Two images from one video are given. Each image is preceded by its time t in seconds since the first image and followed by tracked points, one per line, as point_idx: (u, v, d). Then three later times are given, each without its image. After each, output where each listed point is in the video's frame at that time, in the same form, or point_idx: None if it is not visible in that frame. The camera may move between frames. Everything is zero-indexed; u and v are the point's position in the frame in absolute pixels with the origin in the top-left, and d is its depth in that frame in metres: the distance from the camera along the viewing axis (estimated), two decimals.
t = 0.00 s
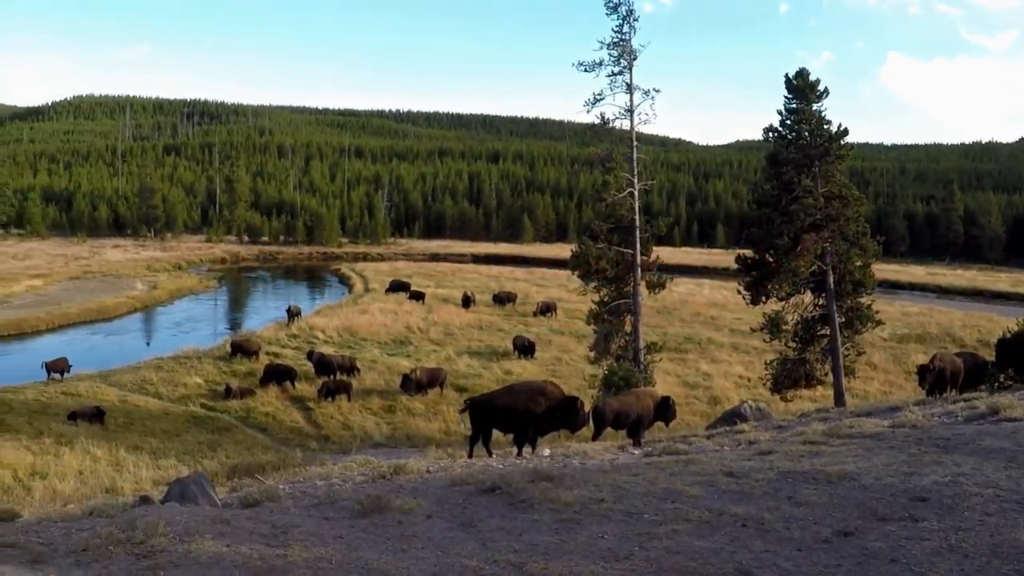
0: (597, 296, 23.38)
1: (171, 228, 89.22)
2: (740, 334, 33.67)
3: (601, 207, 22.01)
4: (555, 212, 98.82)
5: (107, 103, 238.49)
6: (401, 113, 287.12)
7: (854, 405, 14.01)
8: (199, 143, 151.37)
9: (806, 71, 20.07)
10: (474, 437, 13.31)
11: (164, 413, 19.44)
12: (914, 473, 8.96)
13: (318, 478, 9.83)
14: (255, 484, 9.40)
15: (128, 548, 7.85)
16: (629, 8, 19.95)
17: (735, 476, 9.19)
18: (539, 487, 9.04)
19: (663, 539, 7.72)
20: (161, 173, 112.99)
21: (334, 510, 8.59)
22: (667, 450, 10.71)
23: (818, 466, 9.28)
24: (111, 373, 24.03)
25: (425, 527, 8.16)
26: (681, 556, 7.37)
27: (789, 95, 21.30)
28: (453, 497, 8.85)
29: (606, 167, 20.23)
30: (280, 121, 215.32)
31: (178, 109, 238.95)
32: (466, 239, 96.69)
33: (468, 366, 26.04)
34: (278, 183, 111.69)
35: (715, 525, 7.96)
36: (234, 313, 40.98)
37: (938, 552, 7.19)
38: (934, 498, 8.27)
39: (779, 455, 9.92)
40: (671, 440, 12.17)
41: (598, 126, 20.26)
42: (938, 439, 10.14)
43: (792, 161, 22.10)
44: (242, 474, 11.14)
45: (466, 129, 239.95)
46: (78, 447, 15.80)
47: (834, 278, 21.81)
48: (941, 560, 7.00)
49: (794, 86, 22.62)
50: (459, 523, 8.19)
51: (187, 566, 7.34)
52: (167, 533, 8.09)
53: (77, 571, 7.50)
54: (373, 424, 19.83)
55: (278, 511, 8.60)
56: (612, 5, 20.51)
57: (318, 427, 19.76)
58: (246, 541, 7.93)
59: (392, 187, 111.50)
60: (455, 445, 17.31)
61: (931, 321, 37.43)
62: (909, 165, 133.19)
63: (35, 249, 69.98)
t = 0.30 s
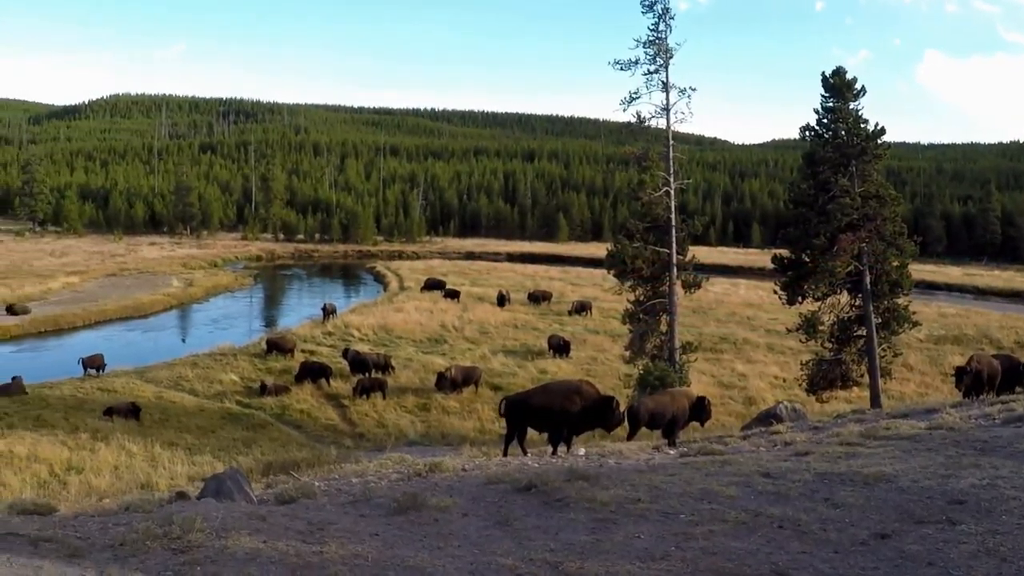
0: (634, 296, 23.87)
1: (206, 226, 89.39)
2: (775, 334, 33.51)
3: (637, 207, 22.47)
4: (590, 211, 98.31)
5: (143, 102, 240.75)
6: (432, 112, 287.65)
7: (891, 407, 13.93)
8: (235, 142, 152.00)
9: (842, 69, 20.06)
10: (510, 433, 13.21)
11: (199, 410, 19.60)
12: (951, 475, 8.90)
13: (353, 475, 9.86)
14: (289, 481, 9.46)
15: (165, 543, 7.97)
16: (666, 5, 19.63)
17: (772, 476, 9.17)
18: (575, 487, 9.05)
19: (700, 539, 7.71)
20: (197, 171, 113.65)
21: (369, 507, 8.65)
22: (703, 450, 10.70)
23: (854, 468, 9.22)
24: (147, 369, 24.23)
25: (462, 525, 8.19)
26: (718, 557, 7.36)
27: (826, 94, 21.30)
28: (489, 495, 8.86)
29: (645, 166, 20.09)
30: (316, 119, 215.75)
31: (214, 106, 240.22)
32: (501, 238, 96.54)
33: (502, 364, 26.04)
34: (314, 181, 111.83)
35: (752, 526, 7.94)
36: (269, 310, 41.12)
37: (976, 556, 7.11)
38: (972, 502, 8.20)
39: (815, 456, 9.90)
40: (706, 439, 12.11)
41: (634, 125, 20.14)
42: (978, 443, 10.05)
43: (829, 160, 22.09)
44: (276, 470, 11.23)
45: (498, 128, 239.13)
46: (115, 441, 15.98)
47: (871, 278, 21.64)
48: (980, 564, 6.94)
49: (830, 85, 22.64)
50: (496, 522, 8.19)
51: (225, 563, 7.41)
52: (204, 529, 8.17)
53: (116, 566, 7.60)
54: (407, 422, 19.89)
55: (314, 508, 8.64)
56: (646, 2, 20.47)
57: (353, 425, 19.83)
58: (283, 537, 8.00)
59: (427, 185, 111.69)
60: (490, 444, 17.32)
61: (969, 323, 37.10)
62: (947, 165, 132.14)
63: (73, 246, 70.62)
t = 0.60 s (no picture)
0: (673, 294, 23.92)
1: (245, 224, 89.64)
2: (815, 334, 33.31)
3: (678, 205, 22.59)
4: (630, 210, 97.60)
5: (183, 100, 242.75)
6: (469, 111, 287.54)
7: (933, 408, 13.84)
8: (276, 140, 152.86)
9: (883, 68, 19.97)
10: (550, 433, 13.24)
11: (238, 407, 19.78)
12: (993, 478, 8.82)
13: (392, 473, 9.90)
14: (329, 478, 9.51)
15: (205, 539, 8.03)
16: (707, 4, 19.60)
17: (812, 477, 9.16)
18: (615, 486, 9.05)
19: (740, 540, 7.70)
20: (237, 169, 114.51)
21: (408, 505, 8.68)
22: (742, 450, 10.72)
23: (894, 470, 9.17)
24: (187, 365, 24.49)
25: (502, 523, 8.20)
26: (758, 558, 7.34)
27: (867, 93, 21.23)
28: (529, 494, 8.86)
29: (685, 165, 20.23)
30: (358, 117, 216.71)
31: (256, 105, 241.01)
32: (541, 236, 96.11)
33: (542, 363, 26.04)
34: (354, 180, 112.14)
35: (792, 527, 7.92)
36: (309, 308, 41.29)
37: (1019, 560, 7.02)
38: (1015, 506, 8.10)
39: (856, 457, 9.87)
40: (745, 440, 12.10)
41: (674, 123, 20.09)
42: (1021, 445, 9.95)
43: (870, 159, 22.02)
44: (314, 467, 11.32)
45: (537, 127, 238.30)
46: (155, 437, 16.17)
47: (912, 278, 21.58)
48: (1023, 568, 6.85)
49: (871, 83, 22.52)
50: (536, 521, 8.21)
51: (265, 560, 7.47)
52: (244, 525, 8.23)
53: (157, 561, 7.68)
54: (446, 420, 19.97)
55: (353, 505, 8.68)
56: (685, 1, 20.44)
57: (392, 422, 19.94)
58: (323, 534, 8.04)
59: (467, 184, 111.60)
60: (528, 442, 17.37)
61: (1013, 324, 36.59)
62: (990, 165, 130.47)
63: (115, 243, 71.39)
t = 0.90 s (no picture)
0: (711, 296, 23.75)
1: (286, 224, 89.83)
2: (856, 336, 33.07)
3: (718, 206, 22.61)
4: (670, 210, 96.58)
5: (223, 101, 245.22)
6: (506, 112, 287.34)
7: (975, 410, 13.75)
8: (316, 141, 153.74)
9: (924, 68, 19.95)
10: (589, 436, 13.32)
11: (278, 406, 20.00)
12: None
13: (433, 473, 9.96)
14: (369, 478, 9.57)
15: (247, 538, 8.08)
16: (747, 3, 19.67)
17: (852, 479, 9.15)
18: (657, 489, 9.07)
19: (782, 543, 7.68)
20: (277, 169, 115.24)
21: (449, 504, 8.72)
22: (782, 452, 10.73)
23: (937, 474, 9.10)
24: (227, 365, 24.69)
25: (541, 524, 8.22)
26: (800, 560, 7.32)
27: (908, 92, 21.21)
28: (570, 495, 8.89)
29: (726, 165, 20.22)
30: (397, 118, 217.44)
31: (294, 105, 242.74)
32: (580, 237, 95.60)
33: (582, 364, 26.04)
34: (394, 181, 112.37)
35: (833, 530, 7.89)
36: (349, 308, 41.37)
37: None
38: None
39: (897, 459, 9.84)
40: (786, 441, 12.12)
41: (715, 123, 20.14)
42: None
43: (910, 159, 21.99)
44: (354, 467, 11.45)
45: (576, 127, 236.95)
46: (195, 437, 16.33)
47: (953, 280, 21.55)
48: None
49: (912, 82, 22.44)
50: (576, 521, 8.23)
51: (306, 560, 7.51)
52: (285, 525, 8.26)
53: (198, 559, 7.72)
54: (486, 420, 20.02)
55: (393, 504, 8.71)
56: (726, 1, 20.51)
57: (432, 422, 20.02)
58: (364, 533, 8.08)
59: (506, 184, 111.38)
60: (569, 443, 17.39)
61: None
62: None
63: (156, 243, 72.01)
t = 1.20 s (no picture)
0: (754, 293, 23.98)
1: (326, 221, 90.40)
2: (898, 334, 32.87)
3: (759, 204, 22.69)
4: (709, 207, 95.99)
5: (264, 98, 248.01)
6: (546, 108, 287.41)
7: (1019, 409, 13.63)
8: (355, 138, 154.76)
9: (966, 64, 19.92)
10: (629, 432, 13.34)
11: (318, 403, 20.27)
12: None
13: (473, 470, 10.06)
14: (408, 476, 9.64)
15: (287, 533, 8.11)
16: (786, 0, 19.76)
17: (894, 478, 9.13)
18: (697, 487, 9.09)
19: (823, 541, 7.66)
20: (317, 167, 116.48)
21: (488, 501, 8.77)
22: (822, 450, 10.74)
23: (979, 473, 9.03)
24: (267, 362, 25.07)
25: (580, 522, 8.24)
26: (841, 559, 7.29)
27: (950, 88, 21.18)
28: (611, 492, 8.94)
29: (766, 161, 20.05)
30: (436, 115, 218.15)
31: (335, 102, 244.82)
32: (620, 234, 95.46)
33: (622, 361, 26.07)
34: (434, 177, 112.99)
35: (874, 529, 7.87)
36: (388, 305, 41.51)
37: None
38: None
39: (938, 458, 9.81)
40: (826, 439, 12.14)
41: (755, 120, 20.19)
42: None
43: (952, 156, 21.96)
44: (393, 463, 11.61)
45: (614, 124, 235.93)
46: (235, 434, 16.62)
47: (995, 278, 21.52)
48: None
49: (954, 78, 22.37)
50: (617, 518, 8.25)
51: (348, 555, 7.55)
52: (325, 520, 8.31)
53: (239, 554, 7.76)
54: (525, 417, 20.08)
55: (434, 501, 8.78)
56: None
57: (471, 419, 20.12)
58: (404, 529, 8.11)
59: (546, 180, 111.54)
60: (609, 440, 17.39)
61: None
62: None
63: (196, 239, 72.70)
